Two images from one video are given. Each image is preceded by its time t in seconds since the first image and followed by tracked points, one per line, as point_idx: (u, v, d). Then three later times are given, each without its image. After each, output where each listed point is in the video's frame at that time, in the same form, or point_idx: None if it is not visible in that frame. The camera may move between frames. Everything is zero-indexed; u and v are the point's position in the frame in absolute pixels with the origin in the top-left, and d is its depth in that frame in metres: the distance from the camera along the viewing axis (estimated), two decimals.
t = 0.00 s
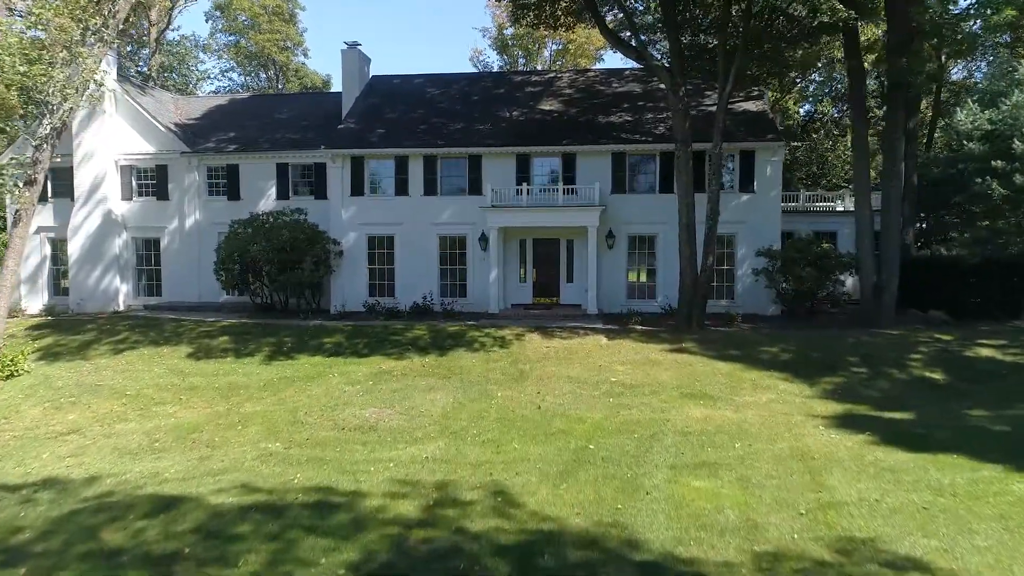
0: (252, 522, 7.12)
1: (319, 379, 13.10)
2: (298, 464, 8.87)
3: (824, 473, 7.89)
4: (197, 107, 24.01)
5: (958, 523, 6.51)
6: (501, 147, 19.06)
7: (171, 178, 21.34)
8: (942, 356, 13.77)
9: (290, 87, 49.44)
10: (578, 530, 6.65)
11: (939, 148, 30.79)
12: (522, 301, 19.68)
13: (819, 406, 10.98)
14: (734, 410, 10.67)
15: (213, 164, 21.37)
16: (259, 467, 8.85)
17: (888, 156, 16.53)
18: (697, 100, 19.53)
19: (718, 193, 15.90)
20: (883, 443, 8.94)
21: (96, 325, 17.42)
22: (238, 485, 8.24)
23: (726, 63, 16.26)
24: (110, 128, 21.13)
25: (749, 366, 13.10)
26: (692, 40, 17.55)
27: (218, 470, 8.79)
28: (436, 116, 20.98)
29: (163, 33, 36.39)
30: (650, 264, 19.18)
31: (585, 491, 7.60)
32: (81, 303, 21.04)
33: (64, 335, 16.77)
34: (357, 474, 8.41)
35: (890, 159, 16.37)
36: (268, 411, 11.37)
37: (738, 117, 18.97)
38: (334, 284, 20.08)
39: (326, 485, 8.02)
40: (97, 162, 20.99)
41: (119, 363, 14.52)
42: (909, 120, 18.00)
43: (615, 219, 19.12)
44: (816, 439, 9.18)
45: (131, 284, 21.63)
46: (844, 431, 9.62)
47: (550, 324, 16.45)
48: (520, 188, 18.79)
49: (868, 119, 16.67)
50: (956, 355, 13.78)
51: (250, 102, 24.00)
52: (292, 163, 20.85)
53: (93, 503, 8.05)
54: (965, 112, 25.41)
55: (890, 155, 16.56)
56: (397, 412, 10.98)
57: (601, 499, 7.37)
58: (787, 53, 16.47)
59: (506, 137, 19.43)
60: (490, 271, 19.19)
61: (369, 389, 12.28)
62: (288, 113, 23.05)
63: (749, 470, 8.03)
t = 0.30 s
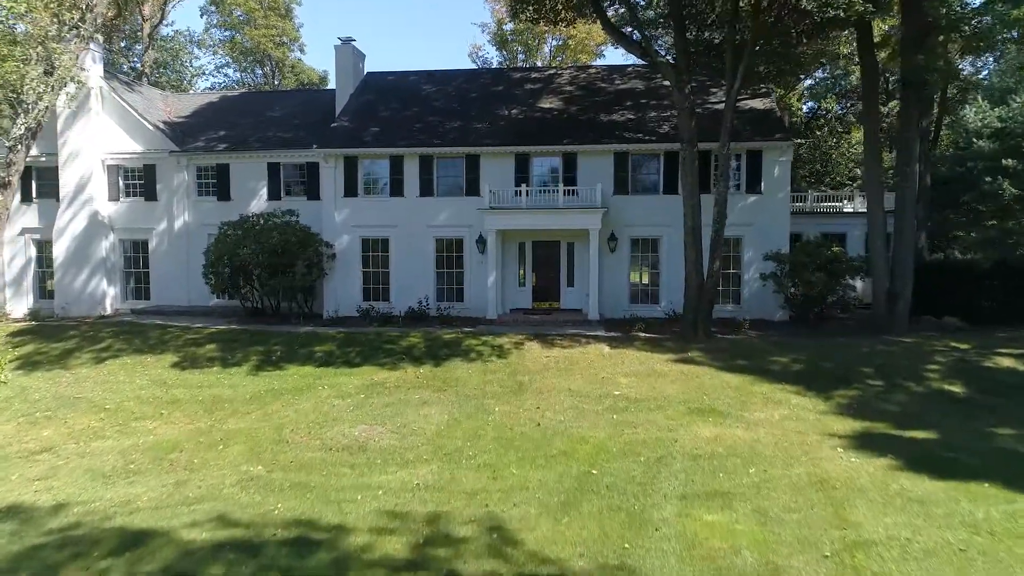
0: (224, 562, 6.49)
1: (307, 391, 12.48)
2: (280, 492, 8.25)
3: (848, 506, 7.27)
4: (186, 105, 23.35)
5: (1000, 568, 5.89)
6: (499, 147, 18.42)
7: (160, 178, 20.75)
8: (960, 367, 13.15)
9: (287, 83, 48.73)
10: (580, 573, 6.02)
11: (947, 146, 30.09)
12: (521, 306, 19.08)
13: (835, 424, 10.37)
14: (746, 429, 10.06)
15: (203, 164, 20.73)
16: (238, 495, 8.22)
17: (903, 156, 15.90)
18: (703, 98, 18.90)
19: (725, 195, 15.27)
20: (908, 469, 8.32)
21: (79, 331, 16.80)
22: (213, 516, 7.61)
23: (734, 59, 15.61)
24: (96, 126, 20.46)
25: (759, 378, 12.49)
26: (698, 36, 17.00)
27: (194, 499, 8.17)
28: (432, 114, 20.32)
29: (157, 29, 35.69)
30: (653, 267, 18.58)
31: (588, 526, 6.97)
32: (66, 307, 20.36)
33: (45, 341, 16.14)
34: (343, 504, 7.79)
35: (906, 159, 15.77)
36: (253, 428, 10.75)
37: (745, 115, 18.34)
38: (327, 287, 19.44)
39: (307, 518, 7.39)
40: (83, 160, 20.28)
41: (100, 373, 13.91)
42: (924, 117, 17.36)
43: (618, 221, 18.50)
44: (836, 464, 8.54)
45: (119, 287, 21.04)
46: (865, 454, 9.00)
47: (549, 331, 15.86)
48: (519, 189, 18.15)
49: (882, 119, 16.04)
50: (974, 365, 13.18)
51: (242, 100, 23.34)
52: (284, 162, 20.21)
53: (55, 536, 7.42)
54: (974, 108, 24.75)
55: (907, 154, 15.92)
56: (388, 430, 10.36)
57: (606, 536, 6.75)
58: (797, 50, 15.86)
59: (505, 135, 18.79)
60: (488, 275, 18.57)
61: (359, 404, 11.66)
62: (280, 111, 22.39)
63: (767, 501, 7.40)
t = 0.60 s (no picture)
0: None
1: (295, 406, 11.86)
2: (260, 526, 7.62)
3: (878, 546, 6.64)
4: (176, 102, 22.69)
5: None
6: (497, 147, 17.78)
7: (147, 178, 20.10)
8: (981, 380, 12.53)
9: (283, 79, 47.94)
10: None
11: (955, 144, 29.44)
12: (521, 312, 18.46)
13: (854, 446, 9.73)
14: (760, 451, 9.44)
15: (192, 164, 20.11)
16: (215, 529, 7.59)
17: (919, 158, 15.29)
18: (709, 96, 18.27)
19: (734, 198, 14.62)
20: (937, 501, 7.70)
21: (61, 339, 16.16)
22: (185, 554, 6.98)
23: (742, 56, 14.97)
24: (81, 124, 19.79)
25: (771, 392, 11.86)
26: (705, 31, 16.32)
27: (167, 533, 7.53)
28: (429, 112, 19.66)
29: (150, 24, 34.95)
30: (657, 271, 17.96)
31: (594, 569, 6.34)
32: (50, 312, 19.66)
33: (25, 349, 15.50)
34: (327, 540, 7.16)
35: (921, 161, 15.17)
36: (236, 449, 10.13)
37: (753, 114, 17.70)
38: (320, 292, 18.83)
39: (287, 558, 6.75)
40: (67, 161, 19.65)
41: (80, 385, 13.28)
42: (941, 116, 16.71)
43: (621, 224, 17.85)
44: (859, 494, 7.92)
45: (105, 291, 20.34)
46: (889, 481, 8.38)
47: (550, 340, 15.26)
48: (519, 191, 17.50)
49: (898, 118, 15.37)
50: (995, 378, 12.55)
51: (233, 97, 22.68)
52: (275, 162, 19.57)
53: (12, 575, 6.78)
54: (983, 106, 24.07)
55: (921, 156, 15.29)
56: (378, 452, 9.73)
57: None
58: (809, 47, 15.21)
59: (503, 135, 18.14)
60: (486, 280, 17.95)
61: (349, 421, 11.02)
62: (272, 109, 21.73)
63: (789, 540, 6.78)
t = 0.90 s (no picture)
0: None
1: (283, 424, 11.21)
2: (236, 567, 6.96)
3: None
4: (165, 100, 22.03)
5: None
6: (496, 147, 17.12)
7: (135, 179, 19.44)
8: (1006, 395, 11.87)
9: (280, 76, 47.19)
10: None
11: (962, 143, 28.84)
12: (521, 318, 17.82)
13: (877, 471, 9.07)
14: (778, 478, 8.79)
15: (181, 164, 19.47)
16: (186, 571, 6.93)
17: (938, 160, 14.66)
18: (717, 93, 17.60)
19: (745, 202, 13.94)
20: (975, 540, 7.04)
21: (42, 348, 15.50)
22: None
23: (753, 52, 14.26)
24: (66, 124, 19.06)
25: (785, 410, 11.21)
26: (714, 26, 15.65)
27: None
28: (426, 111, 18.98)
29: (143, 19, 34.24)
30: (662, 277, 17.32)
31: None
32: (35, 317, 19.07)
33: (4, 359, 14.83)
34: None
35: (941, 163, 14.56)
36: (216, 473, 9.47)
37: (762, 113, 17.05)
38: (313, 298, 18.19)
39: None
40: (52, 161, 18.89)
41: (58, 400, 12.62)
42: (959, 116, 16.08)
43: (625, 227, 17.19)
44: (889, 531, 7.26)
45: (92, 295, 19.68)
46: (919, 515, 7.72)
47: (551, 350, 14.63)
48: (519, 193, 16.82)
49: (915, 118, 14.71)
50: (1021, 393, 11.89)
51: (224, 94, 22.02)
52: (267, 163, 18.92)
53: None
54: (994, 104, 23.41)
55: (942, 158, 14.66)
56: (368, 478, 9.08)
57: None
58: (824, 43, 14.55)
59: (503, 134, 17.47)
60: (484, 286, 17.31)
61: (338, 442, 10.38)
62: (265, 107, 21.06)
63: None
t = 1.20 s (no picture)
0: None
1: (268, 445, 10.54)
2: None
3: None
4: (152, 98, 21.30)
5: None
6: (496, 147, 16.42)
7: (120, 180, 18.77)
8: None
9: (276, 72, 46.38)
10: None
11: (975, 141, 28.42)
12: (521, 326, 17.15)
13: (907, 502, 8.38)
14: (800, 511, 8.10)
15: (168, 165, 18.79)
16: None
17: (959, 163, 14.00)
18: (725, 92, 16.91)
19: (757, 207, 13.24)
20: None
21: (21, 359, 14.80)
22: None
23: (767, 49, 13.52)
24: (49, 122, 18.33)
25: (803, 430, 10.54)
26: (724, 22, 14.93)
27: None
28: (422, 110, 18.27)
29: (135, 14, 33.45)
30: (668, 283, 16.65)
31: None
32: (16, 323, 18.35)
33: None
34: None
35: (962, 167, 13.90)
36: (194, 503, 8.78)
37: (773, 112, 16.35)
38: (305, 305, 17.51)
39: None
40: (34, 161, 18.17)
41: (32, 416, 11.93)
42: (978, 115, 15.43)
43: (629, 231, 16.50)
44: None
45: (76, 300, 19.02)
46: (957, 556, 7.04)
47: (553, 362, 13.97)
48: (519, 196, 16.13)
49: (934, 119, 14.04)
50: None
51: (214, 92, 21.30)
52: (257, 163, 18.24)
53: None
54: (1007, 101, 22.72)
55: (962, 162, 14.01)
56: (357, 510, 8.39)
57: None
58: (839, 39, 13.83)
59: (502, 135, 16.76)
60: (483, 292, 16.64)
61: (327, 466, 9.70)
62: (256, 106, 20.33)
63: None
